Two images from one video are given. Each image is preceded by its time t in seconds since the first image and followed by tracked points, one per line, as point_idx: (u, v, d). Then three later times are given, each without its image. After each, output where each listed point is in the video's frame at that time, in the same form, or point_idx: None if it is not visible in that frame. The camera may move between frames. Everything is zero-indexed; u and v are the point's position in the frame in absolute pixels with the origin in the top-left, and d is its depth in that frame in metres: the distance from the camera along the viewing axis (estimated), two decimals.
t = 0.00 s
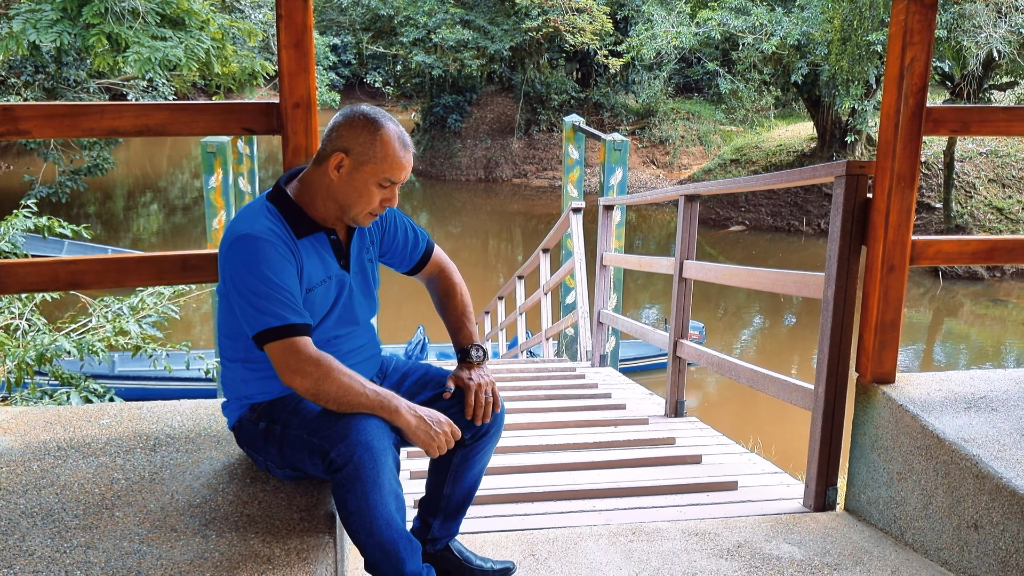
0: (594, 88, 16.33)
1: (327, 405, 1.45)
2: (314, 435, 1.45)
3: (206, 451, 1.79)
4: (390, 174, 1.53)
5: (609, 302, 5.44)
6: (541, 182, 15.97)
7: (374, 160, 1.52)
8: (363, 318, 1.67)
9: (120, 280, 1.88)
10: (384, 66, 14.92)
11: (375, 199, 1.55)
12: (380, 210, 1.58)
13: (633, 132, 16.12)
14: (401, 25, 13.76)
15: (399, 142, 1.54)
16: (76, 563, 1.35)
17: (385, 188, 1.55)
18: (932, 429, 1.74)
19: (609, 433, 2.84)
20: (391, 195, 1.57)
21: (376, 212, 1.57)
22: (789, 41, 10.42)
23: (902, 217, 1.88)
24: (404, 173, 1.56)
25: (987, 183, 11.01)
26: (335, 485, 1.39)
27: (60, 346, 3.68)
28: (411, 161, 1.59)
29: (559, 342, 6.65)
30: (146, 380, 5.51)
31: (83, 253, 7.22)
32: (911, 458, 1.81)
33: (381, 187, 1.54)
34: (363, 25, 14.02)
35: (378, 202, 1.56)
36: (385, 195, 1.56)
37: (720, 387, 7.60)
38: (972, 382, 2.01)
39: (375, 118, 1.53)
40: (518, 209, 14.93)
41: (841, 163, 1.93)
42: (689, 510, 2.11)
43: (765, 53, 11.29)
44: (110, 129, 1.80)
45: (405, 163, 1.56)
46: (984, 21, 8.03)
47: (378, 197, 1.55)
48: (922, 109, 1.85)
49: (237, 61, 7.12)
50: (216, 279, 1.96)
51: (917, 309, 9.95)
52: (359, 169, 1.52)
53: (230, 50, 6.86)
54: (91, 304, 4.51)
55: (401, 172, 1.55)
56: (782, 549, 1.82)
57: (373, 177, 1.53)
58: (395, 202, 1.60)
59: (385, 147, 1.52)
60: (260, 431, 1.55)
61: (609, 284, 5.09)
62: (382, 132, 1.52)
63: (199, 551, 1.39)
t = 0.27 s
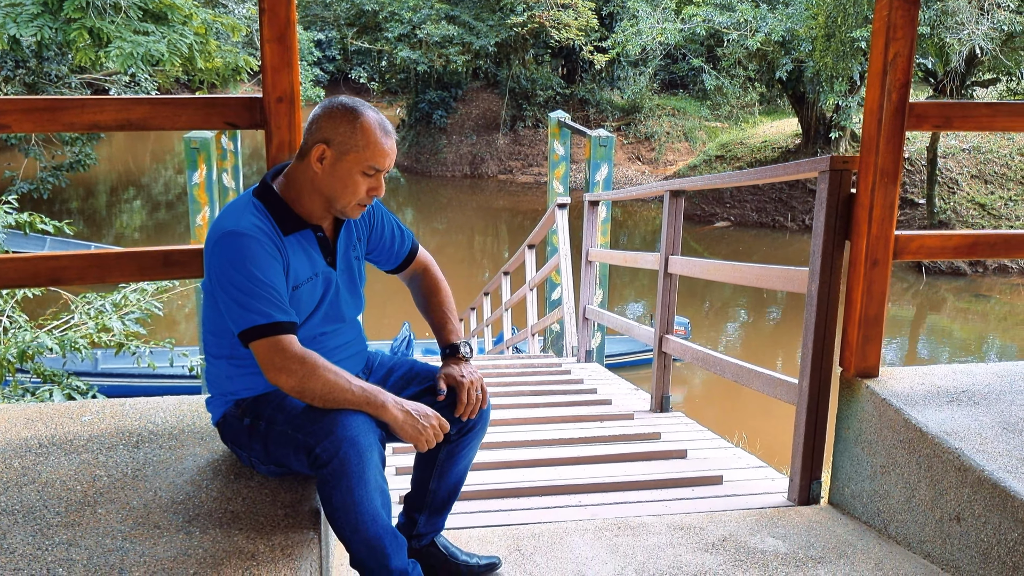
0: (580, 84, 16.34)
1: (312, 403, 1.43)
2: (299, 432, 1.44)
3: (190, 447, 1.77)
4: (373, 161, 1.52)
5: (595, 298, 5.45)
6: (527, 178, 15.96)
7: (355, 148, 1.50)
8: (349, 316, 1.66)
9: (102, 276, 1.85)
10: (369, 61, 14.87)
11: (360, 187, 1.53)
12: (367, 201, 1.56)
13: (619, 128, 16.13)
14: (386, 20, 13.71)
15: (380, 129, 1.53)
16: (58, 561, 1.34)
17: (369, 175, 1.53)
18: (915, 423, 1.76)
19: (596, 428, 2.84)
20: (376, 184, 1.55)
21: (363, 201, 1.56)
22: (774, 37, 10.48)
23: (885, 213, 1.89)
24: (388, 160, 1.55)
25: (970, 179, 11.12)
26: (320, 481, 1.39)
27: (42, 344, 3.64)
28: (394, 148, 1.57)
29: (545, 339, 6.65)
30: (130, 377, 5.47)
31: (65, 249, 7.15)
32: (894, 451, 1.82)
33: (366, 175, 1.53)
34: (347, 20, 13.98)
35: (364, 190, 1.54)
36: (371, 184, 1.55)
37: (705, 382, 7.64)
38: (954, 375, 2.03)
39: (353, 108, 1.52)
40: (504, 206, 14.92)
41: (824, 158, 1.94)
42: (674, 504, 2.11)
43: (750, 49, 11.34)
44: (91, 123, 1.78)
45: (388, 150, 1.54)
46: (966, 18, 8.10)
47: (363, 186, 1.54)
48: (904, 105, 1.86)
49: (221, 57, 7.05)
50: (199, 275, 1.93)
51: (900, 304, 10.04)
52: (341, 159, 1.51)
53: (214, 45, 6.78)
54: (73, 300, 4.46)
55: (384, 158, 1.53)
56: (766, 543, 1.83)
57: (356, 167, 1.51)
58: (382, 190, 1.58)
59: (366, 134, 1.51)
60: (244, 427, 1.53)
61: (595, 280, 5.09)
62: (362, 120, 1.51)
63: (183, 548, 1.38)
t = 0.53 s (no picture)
0: (568, 81, 16.33)
1: (297, 393, 1.42)
2: (285, 422, 1.42)
3: (175, 439, 1.76)
4: (361, 153, 1.50)
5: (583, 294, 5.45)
6: (514, 175, 15.93)
7: (343, 139, 1.49)
8: (335, 310, 1.65)
9: (86, 266, 1.83)
10: (356, 58, 14.82)
11: (349, 178, 1.52)
12: (356, 191, 1.55)
13: (606, 125, 16.10)
14: (373, 16, 13.64)
15: (367, 119, 1.51)
16: (41, 552, 1.32)
17: (357, 166, 1.52)
18: (901, 412, 1.77)
19: (584, 422, 2.84)
20: (364, 174, 1.54)
21: (353, 191, 1.54)
22: (761, 34, 10.50)
23: (871, 205, 1.90)
24: (376, 151, 1.53)
25: (955, 176, 11.20)
26: (307, 471, 1.38)
27: (26, 340, 3.60)
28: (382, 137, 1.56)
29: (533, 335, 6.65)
30: (115, 374, 5.42)
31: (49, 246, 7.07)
32: (880, 441, 1.83)
33: (354, 166, 1.51)
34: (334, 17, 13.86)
35: (353, 181, 1.53)
36: (359, 174, 1.53)
37: (693, 378, 7.66)
38: (939, 366, 2.04)
39: (340, 97, 1.50)
40: (492, 202, 14.89)
41: (811, 150, 1.94)
42: (662, 495, 2.12)
43: (737, 46, 11.35)
44: (74, 112, 1.75)
45: (377, 140, 1.52)
46: (952, 15, 8.13)
47: (352, 177, 1.52)
48: (890, 96, 1.86)
49: (207, 52, 6.99)
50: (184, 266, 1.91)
51: (886, 300, 10.10)
52: (329, 150, 1.49)
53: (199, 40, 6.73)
54: (57, 296, 4.42)
55: (374, 148, 1.51)
56: (754, 533, 1.83)
57: (344, 158, 1.50)
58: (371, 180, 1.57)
59: (353, 125, 1.49)
60: (230, 418, 1.52)
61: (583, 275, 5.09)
62: (349, 110, 1.49)
63: (168, 539, 1.36)
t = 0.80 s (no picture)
0: (564, 79, 16.33)
1: (288, 375, 1.42)
2: (280, 408, 1.42)
3: (171, 428, 1.75)
4: (368, 150, 1.50)
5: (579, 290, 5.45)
6: (511, 173, 15.92)
7: (350, 134, 1.49)
8: (331, 300, 1.65)
9: (81, 255, 1.82)
10: (353, 56, 14.81)
11: (353, 175, 1.52)
12: (358, 188, 1.55)
13: (603, 123, 16.05)
14: (369, 14, 13.63)
15: (376, 118, 1.52)
16: (37, 539, 1.31)
17: (362, 164, 1.52)
18: (899, 402, 1.77)
19: (581, 415, 2.83)
20: (367, 173, 1.54)
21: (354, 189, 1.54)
22: (758, 31, 10.51)
23: (869, 195, 1.90)
24: (382, 151, 1.53)
25: (951, 174, 11.24)
26: (303, 458, 1.37)
27: (22, 335, 3.59)
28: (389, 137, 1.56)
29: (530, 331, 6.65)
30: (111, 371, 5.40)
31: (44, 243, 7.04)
32: (878, 432, 1.83)
33: (358, 164, 1.51)
34: (330, 14, 14.00)
35: (356, 178, 1.53)
36: (363, 172, 1.53)
37: (689, 375, 7.67)
38: (938, 356, 2.04)
39: (351, 94, 1.50)
40: (489, 200, 14.87)
41: (809, 140, 1.94)
42: (660, 487, 2.11)
43: (734, 44, 11.36)
44: (69, 100, 1.74)
45: (383, 140, 1.53)
46: (948, 12, 8.14)
47: (355, 174, 1.52)
48: (888, 86, 1.86)
49: (203, 49, 6.96)
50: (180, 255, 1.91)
51: (883, 298, 10.12)
52: (335, 144, 1.49)
53: (196, 37, 6.70)
54: (53, 292, 4.40)
55: (379, 148, 1.52)
56: (752, 523, 1.83)
57: (349, 153, 1.50)
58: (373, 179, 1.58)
59: (362, 122, 1.49)
60: (226, 406, 1.51)
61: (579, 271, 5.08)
62: (359, 107, 1.50)
63: (164, 526, 1.36)
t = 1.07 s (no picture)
0: (564, 80, 16.34)
1: (294, 366, 1.41)
2: (284, 399, 1.41)
3: (171, 419, 1.75)
4: (365, 146, 1.49)
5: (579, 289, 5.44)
6: (511, 173, 15.92)
7: (348, 129, 1.48)
8: (334, 291, 1.64)
9: (79, 245, 1.81)
10: (352, 56, 14.81)
11: (348, 170, 1.51)
12: (354, 182, 1.54)
13: (603, 124, 16.01)
14: (369, 14, 13.65)
15: (376, 113, 1.50)
16: (36, 527, 1.31)
17: (359, 159, 1.51)
18: (899, 395, 1.77)
19: (581, 412, 2.83)
20: (365, 167, 1.53)
21: (349, 183, 1.54)
22: (758, 32, 10.52)
23: (870, 189, 1.90)
24: (380, 146, 1.52)
25: (951, 175, 11.25)
26: (305, 448, 1.37)
27: (20, 331, 3.58)
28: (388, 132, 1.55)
29: (529, 330, 6.64)
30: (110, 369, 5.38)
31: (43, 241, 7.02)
32: (879, 426, 1.83)
33: (355, 159, 1.50)
34: (330, 14, 14.15)
35: (352, 172, 1.52)
36: (360, 167, 1.53)
37: (689, 375, 7.67)
38: (939, 351, 2.04)
39: (352, 87, 1.49)
40: (488, 201, 14.86)
41: (810, 134, 1.94)
42: (660, 482, 2.11)
43: (734, 44, 11.36)
44: (69, 91, 1.74)
45: (382, 135, 1.51)
46: (948, 13, 8.14)
47: (352, 168, 1.52)
48: (890, 80, 1.86)
49: (203, 47, 6.94)
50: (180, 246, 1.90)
51: (882, 299, 10.12)
52: (333, 138, 1.48)
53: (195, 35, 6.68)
54: (52, 289, 4.39)
55: (378, 144, 1.51)
56: (752, 517, 1.83)
57: (347, 148, 1.49)
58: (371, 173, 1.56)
59: (361, 118, 1.48)
60: (228, 396, 1.51)
61: (579, 269, 5.08)
62: (359, 101, 1.48)
63: (163, 515, 1.35)
